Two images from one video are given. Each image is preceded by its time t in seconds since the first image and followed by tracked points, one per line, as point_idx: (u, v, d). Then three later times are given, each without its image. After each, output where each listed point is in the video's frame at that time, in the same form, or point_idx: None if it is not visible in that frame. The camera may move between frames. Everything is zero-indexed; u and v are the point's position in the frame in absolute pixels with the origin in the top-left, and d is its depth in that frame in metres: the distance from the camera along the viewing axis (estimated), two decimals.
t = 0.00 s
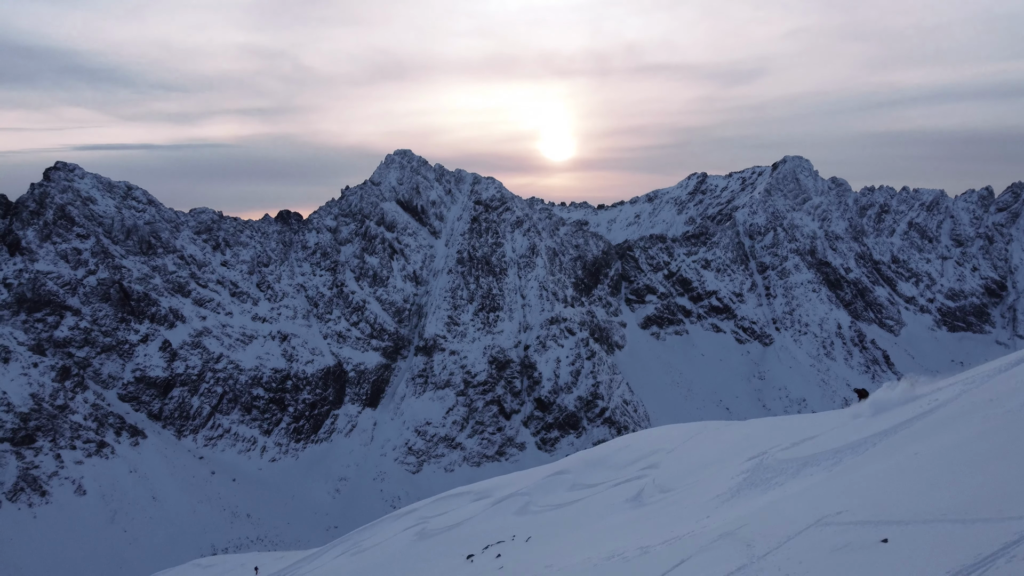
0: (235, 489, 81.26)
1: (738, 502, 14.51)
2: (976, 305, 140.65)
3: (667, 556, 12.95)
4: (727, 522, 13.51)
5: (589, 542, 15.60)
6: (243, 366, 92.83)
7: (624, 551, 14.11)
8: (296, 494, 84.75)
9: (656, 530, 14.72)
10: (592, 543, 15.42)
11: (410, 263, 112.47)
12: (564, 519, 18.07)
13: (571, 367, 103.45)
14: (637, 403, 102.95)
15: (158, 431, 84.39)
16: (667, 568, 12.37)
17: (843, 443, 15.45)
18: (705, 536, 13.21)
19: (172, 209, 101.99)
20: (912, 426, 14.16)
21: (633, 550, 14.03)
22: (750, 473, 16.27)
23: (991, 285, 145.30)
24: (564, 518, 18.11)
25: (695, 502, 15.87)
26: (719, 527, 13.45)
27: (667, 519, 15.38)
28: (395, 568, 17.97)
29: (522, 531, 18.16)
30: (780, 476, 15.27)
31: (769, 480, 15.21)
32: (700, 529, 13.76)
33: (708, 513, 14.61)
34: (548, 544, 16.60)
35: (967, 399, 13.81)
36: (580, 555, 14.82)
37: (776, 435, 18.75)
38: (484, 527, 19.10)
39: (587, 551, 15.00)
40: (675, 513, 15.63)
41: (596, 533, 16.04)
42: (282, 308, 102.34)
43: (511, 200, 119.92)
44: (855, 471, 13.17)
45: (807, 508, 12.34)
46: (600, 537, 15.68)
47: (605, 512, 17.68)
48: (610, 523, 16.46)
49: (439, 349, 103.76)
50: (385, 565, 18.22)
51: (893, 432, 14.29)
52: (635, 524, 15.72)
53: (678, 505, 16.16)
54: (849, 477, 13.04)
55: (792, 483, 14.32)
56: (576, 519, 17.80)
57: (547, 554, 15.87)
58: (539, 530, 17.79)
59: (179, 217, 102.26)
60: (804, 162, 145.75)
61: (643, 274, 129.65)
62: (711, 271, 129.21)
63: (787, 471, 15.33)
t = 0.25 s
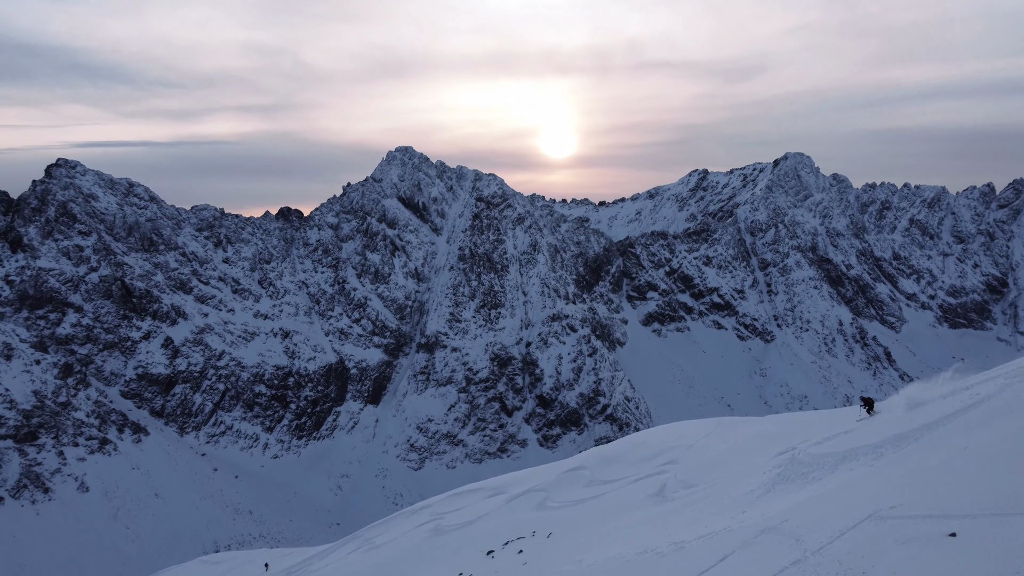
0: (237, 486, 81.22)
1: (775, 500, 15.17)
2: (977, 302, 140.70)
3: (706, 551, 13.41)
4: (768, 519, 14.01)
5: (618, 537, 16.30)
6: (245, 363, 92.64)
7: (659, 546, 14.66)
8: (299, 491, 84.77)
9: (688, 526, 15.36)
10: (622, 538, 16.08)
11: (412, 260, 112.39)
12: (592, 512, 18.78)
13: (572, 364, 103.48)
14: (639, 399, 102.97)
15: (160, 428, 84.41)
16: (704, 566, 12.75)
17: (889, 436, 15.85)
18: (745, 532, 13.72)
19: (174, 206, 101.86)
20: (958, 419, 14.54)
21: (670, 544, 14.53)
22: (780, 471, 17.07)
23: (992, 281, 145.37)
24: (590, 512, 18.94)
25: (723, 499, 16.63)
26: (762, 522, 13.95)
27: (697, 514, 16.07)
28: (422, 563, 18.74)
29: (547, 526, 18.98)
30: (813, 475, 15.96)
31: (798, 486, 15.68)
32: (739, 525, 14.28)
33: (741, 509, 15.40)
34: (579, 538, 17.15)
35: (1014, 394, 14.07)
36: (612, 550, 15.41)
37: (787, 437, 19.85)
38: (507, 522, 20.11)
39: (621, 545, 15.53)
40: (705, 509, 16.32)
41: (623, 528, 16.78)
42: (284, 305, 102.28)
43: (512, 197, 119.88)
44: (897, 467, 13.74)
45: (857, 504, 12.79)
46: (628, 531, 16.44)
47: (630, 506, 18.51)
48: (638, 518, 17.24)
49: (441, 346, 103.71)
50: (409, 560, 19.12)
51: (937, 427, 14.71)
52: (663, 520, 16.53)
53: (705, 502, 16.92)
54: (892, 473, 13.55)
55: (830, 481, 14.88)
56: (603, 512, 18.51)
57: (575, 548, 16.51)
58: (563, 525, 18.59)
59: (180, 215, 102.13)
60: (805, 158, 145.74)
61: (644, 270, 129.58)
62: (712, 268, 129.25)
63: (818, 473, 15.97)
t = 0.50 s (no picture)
0: (239, 485, 81.13)
1: (812, 497, 15.15)
2: (978, 300, 140.85)
3: (745, 552, 13.36)
4: (810, 516, 13.94)
5: (647, 535, 16.34)
6: (247, 362, 92.58)
7: (693, 544, 14.71)
8: (300, 489, 84.81)
9: (720, 526, 15.44)
10: (652, 536, 16.15)
11: (413, 258, 112.34)
12: (615, 511, 18.98)
13: (574, 363, 103.56)
14: (640, 398, 102.95)
15: (162, 426, 84.38)
16: (750, 565, 12.66)
17: (927, 435, 15.72)
18: (787, 530, 13.65)
19: (175, 205, 101.72)
20: (1003, 418, 14.36)
21: (706, 543, 14.59)
22: (815, 469, 17.14)
23: (993, 280, 145.45)
24: (611, 510, 19.18)
25: (756, 497, 16.70)
26: (804, 520, 13.90)
27: (727, 514, 16.18)
28: (443, 563, 19.04)
29: (569, 525, 19.17)
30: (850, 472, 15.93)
31: (835, 485, 15.57)
32: (779, 523, 14.27)
33: (778, 506, 15.46)
34: (606, 537, 17.20)
35: None
36: (643, 548, 15.46)
37: (806, 438, 20.07)
38: (525, 521, 20.42)
39: (654, 543, 15.54)
40: (736, 507, 16.44)
41: (651, 525, 16.95)
42: (286, 304, 102.18)
43: (514, 195, 119.81)
44: (941, 465, 13.59)
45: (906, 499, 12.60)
46: (657, 529, 16.57)
47: (653, 505, 18.64)
48: (666, 516, 17.35)
49: (442, 345, 103.64)
50: (427, 559, 19.57)
51: (980, 426, 14.56)
52: (688, 519, 16.65)
53: (736, 501, 17.03)
54: (937, 471, 13.35)
55: (870, 479, 14.78)
56: (626, 511, 18.71)
57: (600, 546, 16.58)
58: (584, 525, 18.82)
59: (182, 213, 101.94)
60: (806, 157, 145.75)
61: (645, 269, 129.55)
62: (714, 267, 129.21)
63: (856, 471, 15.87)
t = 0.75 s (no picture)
0: (241, 482, 81.11)
1: (847, 496, 15.15)
2: (979, 298, 140.90)
3: (785, 547, 13.48)
4: (851, 513, 13.95)
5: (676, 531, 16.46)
6: (249, 360, 92.56)
7: (729, 541, 14.74)
8: (302, 487, 84.91)
9: (753, 523, 15.54)
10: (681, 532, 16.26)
11: (415, 256, 112.36)
12: (638, 509, 19.13)
13: (576, 360, 103.50)
14: (642, 395, 102.93)
15: (165, 424, 84.39)
16: (801, 558, 12.76)
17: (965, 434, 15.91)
18: (830, 526, 13.69)
19: (177, 202, 101.60)
20: None
21: (741, 539, 14.66)
22: (849, 465, 17.18)
23: (994, 277, 145.56)
24: (634, 508, 19.36)
25: (788, 495, 16.76)
26: (847, 516, 13.93)
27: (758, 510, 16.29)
28: (466, 559, 19.30)
29: (592, 522, 19.31)
30: (889, 471, 15.84)
31: (874, 481, 15.65)
32: (818, 520, 14.32)
33: (815, 504, 15.50)
34: (634, 533, 17.27)
35: None
36: (676, 544, 15.51)
37: (826, 438, 20.19)
38: (545, 518, 20.69)
39: (688, 539, 15.59)
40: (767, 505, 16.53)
41: (679, 522, 17.12)
42: (288, 302, 102.08)
43: (515, 193, 119.74)
44: (987, 465, 13.73)
45: (953, 501, 12.74)
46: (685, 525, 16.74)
47: (678, 502, 18.87)
48: (693, 513, 17.47)
49: (444, 342, 103.64)
50: (447, 556, 19.93)
51: None
52: (715, 516, 16.82)
53: (768, 498, 17.10)
54: (984, 470, 13.50)
55: (911, 475, 14.92)
56: (649, 509, 18.88)
57: (627, 542, 16.71)
58: (606, 522, 18.99)
59: (184, 211, 101.85)
60: (807, 154, 145.80)
61: (647, 267, 129.55)
62: (715, 264, 129.18)
63: (896, 468, 15.86)
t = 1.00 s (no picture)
0: (243, 478, 81.23)
1: (886, 491, 14.54)
2: (980, 293, 141.02)
3: (826, 544, 13.09)
4: (895, 509, 13.39)
5: (704, 525, 16.38)
6: (251, 356, 92.53)
7: (765, 536, 14.45)
8: (305, 482, 85.08)
9: (788, 518, 15.16)
10: (708, 527, 16.14)
11: (416, 252, 112.38)
12: (660, 504, 19.10)
13: (577, 356, 103.51)
14: (644, 391, 103.11)
15: (167, 420, 84.45)
16: (847, 554, 12.31)
17: (1009, 424, 15.10)
18: (875, 521, 13.24)
19: (178, 198, 101.43)
20: None
21: (778, 535, 14.33)
22: (884, 459, 16.49)
23: (995, 273, 145.72)
24: (655, 503, 19.34)
25: (820, 490, 16.29)
26: (888, 511, 13.42)
27: (794, 505, 15.85)
28: (487, 554, 19.48)
29: (614, 518, 19.23)
30: (930, 465, 15.14)
31: (913, 475, 14.97)
32: (858, 515, 13.84)
33: (853, 498, 15.04)
34: (659, 530, 17.06)
35: None
36: (711, 539, 15.27)
37: (852, 431, 19.69)
38: (564, 513, 20.83)
39: (721, 534, 15.40)
40: (802, 499, 16.05)
41: (706, 516, 16.96)
42: (289, 298, 102.03)
43: (517, 188, 119.59)
44: None
45: (1004, 497, 12.21)
46: (713, 520, 16.57)
47: (701, 496, 18.80)
48: (719, 508, 17.26)
49: (446, 338, 103.64)
50: (467, 551, 20.16)
51: None
52: (744, 511, 16.54)
53: (802, 491, 16.66)
54: None
55: (955, 469, 14.23)
56: (672, 504, 18.79)
57: (653, 538, 16.55)
58: (628, 517, 18.94)
59: (185, 207, 101.69)
60: (808, 150, 145.69)
61: (648, 262, 129.59)
62: (716, 260, 129.12)
63: (935, 463, 15.11)
